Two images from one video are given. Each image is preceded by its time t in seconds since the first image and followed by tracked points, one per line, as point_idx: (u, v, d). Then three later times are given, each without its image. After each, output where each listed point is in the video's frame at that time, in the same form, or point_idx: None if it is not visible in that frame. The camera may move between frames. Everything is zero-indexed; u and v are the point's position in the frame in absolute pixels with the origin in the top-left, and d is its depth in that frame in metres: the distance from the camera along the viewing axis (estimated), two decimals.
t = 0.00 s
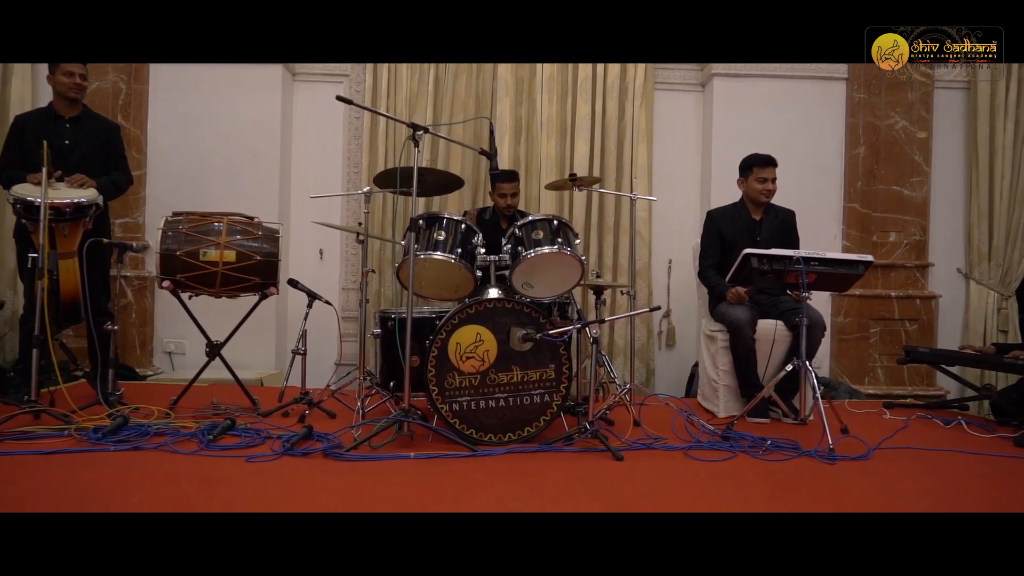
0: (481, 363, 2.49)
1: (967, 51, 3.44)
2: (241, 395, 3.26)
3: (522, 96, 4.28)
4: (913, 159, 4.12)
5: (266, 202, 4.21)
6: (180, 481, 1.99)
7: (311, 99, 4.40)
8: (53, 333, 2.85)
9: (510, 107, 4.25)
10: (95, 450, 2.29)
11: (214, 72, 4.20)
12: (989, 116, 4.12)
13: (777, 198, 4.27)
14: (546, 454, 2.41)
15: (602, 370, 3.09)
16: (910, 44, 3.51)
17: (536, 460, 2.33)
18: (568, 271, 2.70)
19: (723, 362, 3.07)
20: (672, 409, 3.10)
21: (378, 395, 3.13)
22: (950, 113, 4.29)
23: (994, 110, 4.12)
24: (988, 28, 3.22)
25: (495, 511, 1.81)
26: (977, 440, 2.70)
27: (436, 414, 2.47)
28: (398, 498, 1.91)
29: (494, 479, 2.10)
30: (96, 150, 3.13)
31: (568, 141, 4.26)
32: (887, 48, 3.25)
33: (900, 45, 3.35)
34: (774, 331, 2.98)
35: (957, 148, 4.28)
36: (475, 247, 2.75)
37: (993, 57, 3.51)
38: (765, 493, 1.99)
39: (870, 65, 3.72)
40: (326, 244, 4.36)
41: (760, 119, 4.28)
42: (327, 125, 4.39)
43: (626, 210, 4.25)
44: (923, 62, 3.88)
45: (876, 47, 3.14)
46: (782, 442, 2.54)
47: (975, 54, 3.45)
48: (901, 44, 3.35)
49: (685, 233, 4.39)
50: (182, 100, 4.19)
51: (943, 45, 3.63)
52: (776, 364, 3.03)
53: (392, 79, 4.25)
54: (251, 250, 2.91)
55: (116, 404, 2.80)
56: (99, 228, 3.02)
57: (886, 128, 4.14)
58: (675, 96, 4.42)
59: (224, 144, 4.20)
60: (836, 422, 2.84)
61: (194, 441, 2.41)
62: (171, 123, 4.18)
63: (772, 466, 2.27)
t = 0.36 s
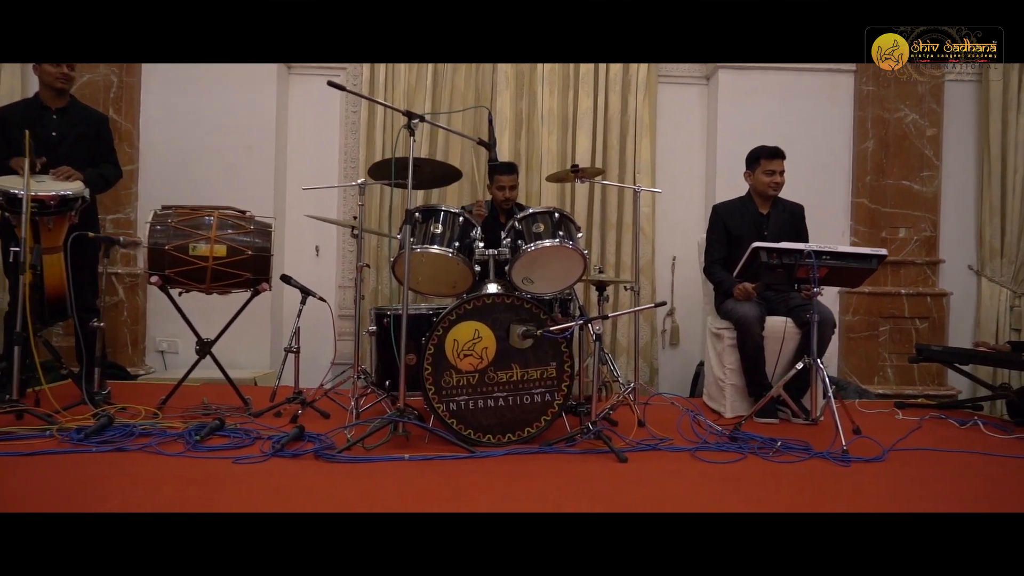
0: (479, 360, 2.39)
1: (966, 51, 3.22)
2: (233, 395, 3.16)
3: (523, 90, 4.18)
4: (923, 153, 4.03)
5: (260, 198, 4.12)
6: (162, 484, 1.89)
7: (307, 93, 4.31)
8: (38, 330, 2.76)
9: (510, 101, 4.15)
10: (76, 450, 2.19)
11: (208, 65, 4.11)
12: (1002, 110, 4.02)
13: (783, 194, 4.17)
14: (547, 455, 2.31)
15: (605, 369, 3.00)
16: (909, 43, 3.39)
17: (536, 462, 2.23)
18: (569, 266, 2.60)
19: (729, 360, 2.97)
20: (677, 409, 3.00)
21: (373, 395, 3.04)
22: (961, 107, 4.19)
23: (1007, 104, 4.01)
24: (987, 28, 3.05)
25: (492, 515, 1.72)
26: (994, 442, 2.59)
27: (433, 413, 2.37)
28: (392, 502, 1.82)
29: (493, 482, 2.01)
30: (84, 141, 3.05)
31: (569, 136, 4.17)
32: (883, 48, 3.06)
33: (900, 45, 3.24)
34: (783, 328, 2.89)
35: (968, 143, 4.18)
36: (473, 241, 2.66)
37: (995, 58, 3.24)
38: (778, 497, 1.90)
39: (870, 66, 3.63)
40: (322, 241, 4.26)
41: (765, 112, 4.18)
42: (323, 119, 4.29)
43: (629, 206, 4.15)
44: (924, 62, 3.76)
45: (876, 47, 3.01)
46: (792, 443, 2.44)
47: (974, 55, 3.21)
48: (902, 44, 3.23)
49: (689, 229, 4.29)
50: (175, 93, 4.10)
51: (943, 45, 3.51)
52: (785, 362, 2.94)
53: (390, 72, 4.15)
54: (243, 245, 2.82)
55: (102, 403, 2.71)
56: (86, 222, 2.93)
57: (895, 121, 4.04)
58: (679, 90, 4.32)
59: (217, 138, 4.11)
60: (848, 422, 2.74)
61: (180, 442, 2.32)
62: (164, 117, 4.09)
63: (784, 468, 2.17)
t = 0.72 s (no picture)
0: (477, 358, 2.30)
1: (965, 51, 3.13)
2: (224, 394, 3.07)
3: (523, 83, 4.08)
4: (934, 147, 3.93)
5: (255, 193, 4.03)
6: (143, 487, 1.80)
7: (302, 86, 4.21)
8: (20, 326, 2.66)
9: (510, 93, 4.05)
10: (55, 451, 2.09)
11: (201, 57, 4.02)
12: (1015, 103, 3.92)
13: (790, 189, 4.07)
14: (548, 457, 2.22)
15: (608, 367, 2.90)
16: (908, 43, 3.19)
17: (537, 463, 2.14)
18: (571, 260, 2.51)
19: (736, 358, 2.87)
20: (682, 409, 2.90)
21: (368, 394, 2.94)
22: (973, 101, 4.08)
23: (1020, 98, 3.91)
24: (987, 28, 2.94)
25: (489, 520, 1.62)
26: (1013, 443, 2.49)
27: (428, 413, 2.28)
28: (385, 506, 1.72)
29: (492, 484, 1.91)
30: (72, 131, 2.96)
31: (571, 130, 4.07)
32: (883, 48, 2.88)
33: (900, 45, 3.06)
34: (792, 326, 2.79)
35: (980, 138, 4.08)
36: (472, 234, 2.56)
37: (994, 58, 3.20)
38: (792, 500, 1.80)
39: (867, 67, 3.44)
40: (319, 237, 4.17)
41: (772, 105, 4.09)
42: (319, 112, 4.19)
43: (632, 201, 4.05)
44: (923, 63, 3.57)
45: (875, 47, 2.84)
46: (803, 444, 2.34)
47: (973, 55, 3.16)
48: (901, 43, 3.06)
49: (694, 225, 4.19)
50: (167, 84, 4.01)
51: (943, 45, 3.34)
52: (794, 360, 2.84)
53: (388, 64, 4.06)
54: (234, 239, 2.73)
55: (86, 403, 2.61)
56: (71, 214, 2.83)
57: (905, 114, 3.94)
58: (684, 82, 4.22)
59: (211, 131, 4.02)
60: (860, 423, 2.64)
61: (165, 442, 2.22)
62: (156, 110, 4.00)
63: (796, 471, 2.08)
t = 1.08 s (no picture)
0: (475, 355, 2.21)
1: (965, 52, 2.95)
2: (215, 393, 2.98)
3: (523, 76, 3.99)
4: (944, 141, 3.83)
5: (249, 188, 3.94)
6: (121, 489, 1.70)
7: (298, 79, 4.12)
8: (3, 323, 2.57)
9: (510, 87, 3.96)
10: (32, 451, 1.99)
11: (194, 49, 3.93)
12: None
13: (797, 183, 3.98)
14: (549, 458, 2.12)
15: (611, 364, 2.81)
16: (909, 43, 2.97)
17: (537, 464, 2.04)
18: (572, 253, 2.42)
19: (743, 356, 2.78)
20: (687, 408, 2.81)
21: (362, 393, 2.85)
22: (984, 93, 3.98)
23: None
24: (988, 28, 2.80)
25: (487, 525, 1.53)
26: None
27: (424, 411, 2.18)
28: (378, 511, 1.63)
29: (491, 486, 1.82)
30: (58, 121, 2.87)
31: (573, 124, 3.98)
32: (884, 48, 2.68)
33: (899, 45, 2.80)
34: (802, 322, 2.70)
35: (991, 131, 3.98)
36: (469, 227, 2.47)
37: (994, 58, 3.04)
38: (808, 504, 1.71)
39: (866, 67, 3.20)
40: (314, 233, 4.07)
41: (778, 98, 4.00)
42: (315, 106, 4.10)
43: (636, 196, 3.95)
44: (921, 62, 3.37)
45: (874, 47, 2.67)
46: (816, 444, 2.24)
47: (973, 54, 2.99)
48: (901, 43, 2.80)
49: (698, 221, 4.09)
50: (160, 77, 3.92)
51: (943, 45, 3.13)
52: (804, 358, 2.74)
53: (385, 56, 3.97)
54: (223, 232, 2.63)
55: (70, 401, 2.52)
56: (57, 208, 2.74)
57: (914, 107, 3.85)
58: (688, 75, 4.12)
59: (204, 124, 3.93)
60: (873, 422, 2.54)
61: (149, 443, 2.12)
62: (148, 103, 3.91)
63: (810, 472, 1.98)
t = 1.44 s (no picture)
0: (474, 347, 2.12)
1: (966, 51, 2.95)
2: (207, 387, 2.90)
3: (526, 65, 3.90)
4: (957, 131, 3.73)
5: (244, 178, 3.85)
6: (101, 486, 1.62)
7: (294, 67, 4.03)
8: None
9: (512, 76, 3.86)
10: (12, 446, 1.90)
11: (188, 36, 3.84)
12: None
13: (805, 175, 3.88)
14: (552, 454, 2.04)
15: (615, 357, 2.72)
16: (908, 43, 2.99)
17: (539, 461, 1.96)
18: (575, 242, 2.33)
19: (752, 350, 2.69)
20: (694, 403, 2.73)
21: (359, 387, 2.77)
22: (999, 82, 3.87)
23: None
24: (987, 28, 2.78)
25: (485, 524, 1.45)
26: None
27: (421, 405, 2.10)
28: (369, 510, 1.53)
29: (490, 483, 1.73)
30: (44, 107, 2.79)
31: (576, 114, 3.88)
32: (883, 48, 2.60)
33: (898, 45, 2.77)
34: (812, 315, 2.61)
35: (1005, 121, 3.88)
36: (468, 214, 2.38)
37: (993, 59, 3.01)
38: (826, 503, 1.61)
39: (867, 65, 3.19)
40: (311, 225, 3.98)
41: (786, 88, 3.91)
42: (311, 93, 3.99)
43: (641, 188, 3.85)
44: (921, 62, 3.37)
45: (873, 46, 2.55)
46: (829, 441, 2.15)
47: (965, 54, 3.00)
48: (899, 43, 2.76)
49: (704, 213, 4.00)
50: (154, 65, 3.84)
51: (943, 45, 3.15)
52: (815, 352, 2.66)
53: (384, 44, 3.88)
54: (214, 220, 2.55)
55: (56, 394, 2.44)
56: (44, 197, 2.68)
57: (927, 96, 3.74)
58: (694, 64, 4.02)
59: (199, 113, 3.85)
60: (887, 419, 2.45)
61: (134, 437, 2.04)
62: (141, 91, 3.83)
63: (826, 470, 1.88)
